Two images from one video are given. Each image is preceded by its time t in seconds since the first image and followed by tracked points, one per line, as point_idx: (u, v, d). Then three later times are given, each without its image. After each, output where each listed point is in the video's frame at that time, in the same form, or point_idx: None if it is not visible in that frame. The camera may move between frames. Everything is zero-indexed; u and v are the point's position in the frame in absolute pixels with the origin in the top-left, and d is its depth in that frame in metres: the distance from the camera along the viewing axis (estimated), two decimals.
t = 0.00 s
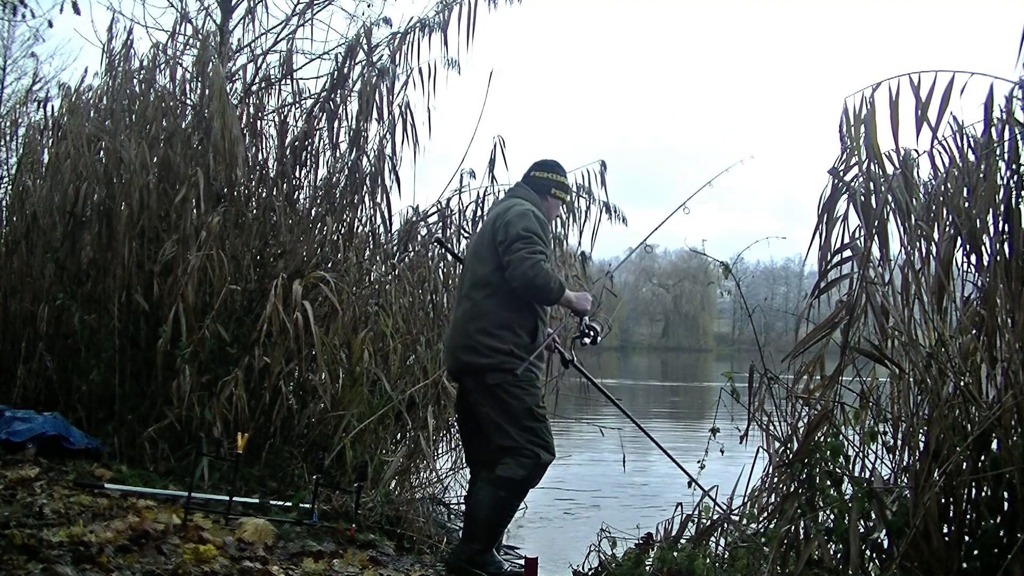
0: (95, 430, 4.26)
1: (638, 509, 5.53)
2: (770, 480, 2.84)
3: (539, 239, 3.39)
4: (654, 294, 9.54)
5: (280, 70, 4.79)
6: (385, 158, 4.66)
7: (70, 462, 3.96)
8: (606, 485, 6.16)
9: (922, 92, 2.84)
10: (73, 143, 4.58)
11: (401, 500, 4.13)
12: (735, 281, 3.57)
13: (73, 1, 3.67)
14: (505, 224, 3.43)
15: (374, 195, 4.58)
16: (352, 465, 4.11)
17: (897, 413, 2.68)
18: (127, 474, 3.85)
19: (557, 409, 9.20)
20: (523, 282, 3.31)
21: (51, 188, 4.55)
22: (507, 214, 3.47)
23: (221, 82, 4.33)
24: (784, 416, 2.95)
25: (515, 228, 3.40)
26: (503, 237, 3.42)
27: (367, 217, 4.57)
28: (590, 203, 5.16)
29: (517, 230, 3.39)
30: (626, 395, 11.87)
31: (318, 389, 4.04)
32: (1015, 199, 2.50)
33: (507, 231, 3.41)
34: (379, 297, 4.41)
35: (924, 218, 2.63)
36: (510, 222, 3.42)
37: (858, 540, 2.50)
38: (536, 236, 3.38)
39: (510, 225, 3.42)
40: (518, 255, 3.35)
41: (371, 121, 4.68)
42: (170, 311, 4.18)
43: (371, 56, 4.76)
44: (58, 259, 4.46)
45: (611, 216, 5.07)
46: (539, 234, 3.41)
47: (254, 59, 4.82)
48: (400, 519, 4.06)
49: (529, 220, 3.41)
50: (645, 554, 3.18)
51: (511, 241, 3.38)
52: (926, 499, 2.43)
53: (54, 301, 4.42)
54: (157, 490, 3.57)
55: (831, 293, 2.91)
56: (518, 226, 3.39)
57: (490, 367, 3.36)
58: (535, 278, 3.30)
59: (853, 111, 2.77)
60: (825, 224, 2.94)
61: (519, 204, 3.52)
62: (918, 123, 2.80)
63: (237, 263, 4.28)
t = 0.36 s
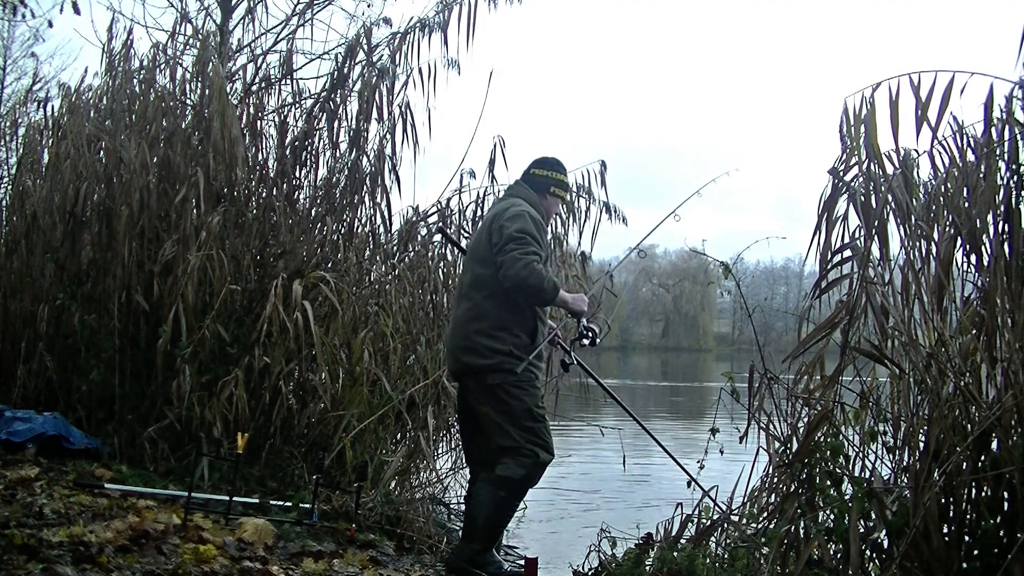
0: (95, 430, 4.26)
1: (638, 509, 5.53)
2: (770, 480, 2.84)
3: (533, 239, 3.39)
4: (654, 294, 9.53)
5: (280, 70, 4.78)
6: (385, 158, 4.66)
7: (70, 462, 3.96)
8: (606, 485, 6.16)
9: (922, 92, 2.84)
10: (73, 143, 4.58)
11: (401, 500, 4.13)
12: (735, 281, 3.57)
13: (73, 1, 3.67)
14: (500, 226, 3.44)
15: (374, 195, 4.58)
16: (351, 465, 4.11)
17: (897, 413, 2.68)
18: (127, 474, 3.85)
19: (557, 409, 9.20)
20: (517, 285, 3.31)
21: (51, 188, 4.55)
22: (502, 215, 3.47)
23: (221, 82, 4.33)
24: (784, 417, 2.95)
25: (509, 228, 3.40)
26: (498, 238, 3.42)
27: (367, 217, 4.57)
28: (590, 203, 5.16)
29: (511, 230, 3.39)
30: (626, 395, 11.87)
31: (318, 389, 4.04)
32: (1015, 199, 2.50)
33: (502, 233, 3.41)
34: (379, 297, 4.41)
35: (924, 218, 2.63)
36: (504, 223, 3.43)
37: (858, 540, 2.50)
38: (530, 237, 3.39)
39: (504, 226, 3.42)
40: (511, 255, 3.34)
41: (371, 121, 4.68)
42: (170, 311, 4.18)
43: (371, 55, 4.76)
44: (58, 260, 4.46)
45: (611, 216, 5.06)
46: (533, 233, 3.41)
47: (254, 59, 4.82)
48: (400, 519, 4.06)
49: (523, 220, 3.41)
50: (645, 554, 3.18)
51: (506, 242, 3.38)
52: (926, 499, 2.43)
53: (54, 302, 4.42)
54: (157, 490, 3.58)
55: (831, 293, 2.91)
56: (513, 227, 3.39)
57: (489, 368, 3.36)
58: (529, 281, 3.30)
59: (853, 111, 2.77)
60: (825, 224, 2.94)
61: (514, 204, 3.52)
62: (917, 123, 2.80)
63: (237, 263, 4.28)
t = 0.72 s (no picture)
0: (95, 430, 4.26)
1: (638, 509, 5.53)
2: (770, 480, 2.84)
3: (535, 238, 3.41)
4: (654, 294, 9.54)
5: (280, 69, 4.78)
6: (385, 158, 4.67)
7: (70, 462, 3.96)
8: (607, 484, 6.16)
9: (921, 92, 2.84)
10: (73, 144, 4.58)
11: (401, 500, 4.14)
12: (737, 280, 3.55)
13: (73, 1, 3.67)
14: (503, 218, 3.44)
15: (374, 195, 4.58)
16: (352, 465, 4.11)
17: (897, 413, 2.68)
18: (127, 474, 3.85)
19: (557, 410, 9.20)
20: (521, 282, 3.35)
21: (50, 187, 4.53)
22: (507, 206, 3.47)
23: (221, 82, 4.34)
24: (784, 417, 2.95)
25: (515, 223, 3.41)
26: (500, 229, 3.43)
27: (367, 217, 4.58)
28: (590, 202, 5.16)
29: (516, 225, 3.40)
30: (626, 395, 11.86)
31: (318, 389, 4.05)
32: (1015, 199, 2.50)
33: (506, 225, 3.42)
34: (379, 297, 4.44)
35: (924, 218, 2.63)
36: (510, 215, 3.43)
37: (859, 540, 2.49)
38: (535, 235, 3.41)
39: (509, 219, 3.43)
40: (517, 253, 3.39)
41: (371, 121, 4.68)
42: (170, 311, 4.18)
43: (371, 55, 4.76)
44: (58, 260, 4.46)
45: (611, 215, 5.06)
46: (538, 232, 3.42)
47: (254, 59, 4.82)
48: (400, 519, 4.07)
49: (529, 216, 3.42)
50: (645, 554, 3.19)
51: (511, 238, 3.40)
52: (925, 499, 2.43)
53: (54, 302, 4.42)
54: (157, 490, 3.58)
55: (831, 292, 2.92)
56: (518, 222, 3.41)
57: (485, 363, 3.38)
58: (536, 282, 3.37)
59: (853, 111, 2.77)
60: (825, 224, 2.94)
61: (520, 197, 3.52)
62: (917, 123, 2.80)
63: (237, 263, 4.28)
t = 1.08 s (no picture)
0: (95, 430, 4.25)
1: (638, 509, 5.52)
2: (770, 481, 2.84)
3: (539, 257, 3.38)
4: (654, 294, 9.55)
5: (280, 69, 4.78)
6: (385, 158, 4.67)
7: (70, 462, 3.96)
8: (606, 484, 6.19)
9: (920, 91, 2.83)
10: (73, 143, 4.57)
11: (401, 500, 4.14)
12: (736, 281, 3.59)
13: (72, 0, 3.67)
14: (506, 240, 3.28)
15: (374, 196, 4.59)
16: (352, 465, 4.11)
17: (897, 413, 2.68)
18: (128, 474, 3.85)
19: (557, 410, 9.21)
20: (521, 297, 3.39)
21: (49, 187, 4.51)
22: (505, 227, 3.31)
23: (221, 82, 4.34)
24: (784, 417, 2.94)
25: (515, 243, 3.29)
26: (502, 255, 3.25)
27: (367, 217, 4.59)
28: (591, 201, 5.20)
29: (518, 246, 3.29)
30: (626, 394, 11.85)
31: (319, 389, 4.06)
32: (1015, 199, 2.49)
33: (517, 251, 3.27)
34: (378, 297, 4.46)
35: (924, 218, 2.63)
36: (510, 236, 3.29)
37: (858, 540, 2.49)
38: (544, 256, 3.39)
39: (510, 240, 3.28)
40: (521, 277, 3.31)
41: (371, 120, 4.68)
42: (170, 311, 4.18)
43: (370, 55, 4.76)
44: (58, 260, 4.46)
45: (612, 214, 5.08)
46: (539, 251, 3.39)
47: (254, 59, 4.82)
48: (400, 519, 4.07)
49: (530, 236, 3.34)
50: (645, 554, 3.18)
51: (513, 258, 3.27)
52: (926, 499, 2.43)
53: (55, 302, 4.42)
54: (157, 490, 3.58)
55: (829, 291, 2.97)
56: (521, 245, 3.30)
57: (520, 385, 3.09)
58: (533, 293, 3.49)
59: (852, 111, 2.76)
60: (825, 223, 2.94)
61: (513, 216, 3.39)
62: (915, 123, 2.79)
63: (236, 263, 4.28)
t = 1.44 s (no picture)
0: (95, 430, 4.25)
1: (637, 509, 5.53)
2: (771, 480, 2.84)
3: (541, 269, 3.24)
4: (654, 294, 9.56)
5: (280, 69, 4.78)
6: (385, 158, 4.66)
7: (70, 462, 3.96)
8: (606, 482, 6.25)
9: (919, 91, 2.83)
10: (73, 143, 4.57)
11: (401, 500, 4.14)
12: (736, 281, 3.58)
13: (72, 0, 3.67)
14: (509, 253, 3.11)
15: (374, 195, 4.58)
16: (351, 465, 4.11)
17: (897, 413, 2.68)
18: (128, 474, 3.85)
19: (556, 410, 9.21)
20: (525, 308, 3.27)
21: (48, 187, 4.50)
22: (508, 240, 3.15)
23: (221, 82, 4.34)
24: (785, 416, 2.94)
25: (519, 256, 3.13)
26: (506, 269, 3.09)
27: (366, 216, 4.59)
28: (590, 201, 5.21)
29: (522, 259, 3.13)
30: (626, 394, 11.84)
31: (318, 389, 4.06)
32: (1015, 199, 2.49)
33: (516, 262, 3.11)
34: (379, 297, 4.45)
35: (924, 218, 2.63)
36: (514, 249, 3.13)
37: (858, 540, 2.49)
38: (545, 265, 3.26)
39: (514, 254, 3.13)
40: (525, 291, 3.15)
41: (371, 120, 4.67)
42: (170, 311, 4.18)
43: (370, 55, 4.75)
44: (58, 260, 4.45)
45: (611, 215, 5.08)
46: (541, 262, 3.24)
47: (254, 59, 4.82)
48: (400, 519, 4.06)
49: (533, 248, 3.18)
50: (645, 554, 3.17)
51: (517, 273, 3.11)
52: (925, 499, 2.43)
53: (55, 302, 4.42)
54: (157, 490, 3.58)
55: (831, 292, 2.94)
56: (524, 258, 3.14)
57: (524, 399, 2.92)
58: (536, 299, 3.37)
59: (852, 111, 2.77)
60: (825, 224, 2.94)
61: (515, 227, 3.22)
62: (915, 123, 2.79)
63: (236, 263, 4.28)
